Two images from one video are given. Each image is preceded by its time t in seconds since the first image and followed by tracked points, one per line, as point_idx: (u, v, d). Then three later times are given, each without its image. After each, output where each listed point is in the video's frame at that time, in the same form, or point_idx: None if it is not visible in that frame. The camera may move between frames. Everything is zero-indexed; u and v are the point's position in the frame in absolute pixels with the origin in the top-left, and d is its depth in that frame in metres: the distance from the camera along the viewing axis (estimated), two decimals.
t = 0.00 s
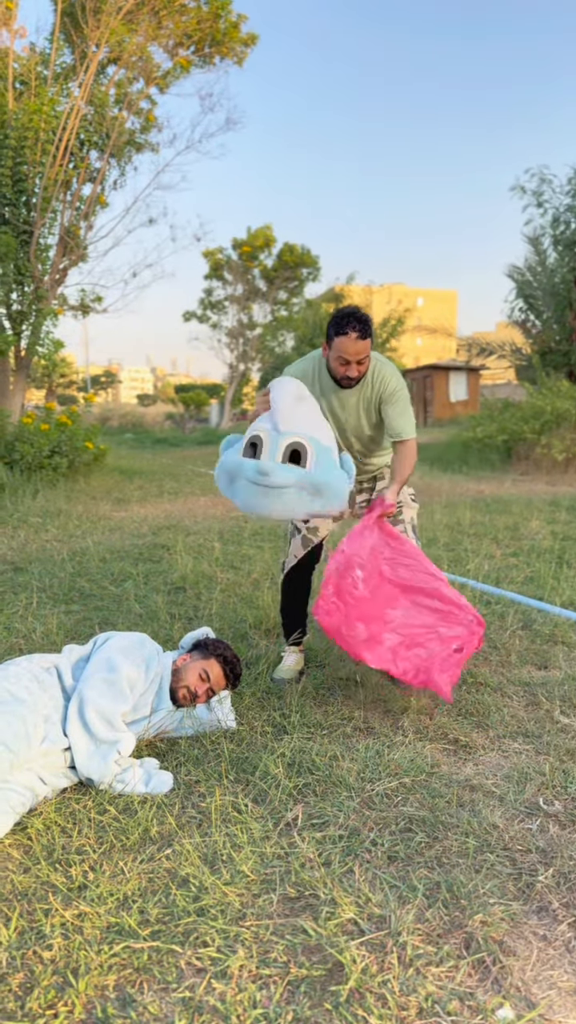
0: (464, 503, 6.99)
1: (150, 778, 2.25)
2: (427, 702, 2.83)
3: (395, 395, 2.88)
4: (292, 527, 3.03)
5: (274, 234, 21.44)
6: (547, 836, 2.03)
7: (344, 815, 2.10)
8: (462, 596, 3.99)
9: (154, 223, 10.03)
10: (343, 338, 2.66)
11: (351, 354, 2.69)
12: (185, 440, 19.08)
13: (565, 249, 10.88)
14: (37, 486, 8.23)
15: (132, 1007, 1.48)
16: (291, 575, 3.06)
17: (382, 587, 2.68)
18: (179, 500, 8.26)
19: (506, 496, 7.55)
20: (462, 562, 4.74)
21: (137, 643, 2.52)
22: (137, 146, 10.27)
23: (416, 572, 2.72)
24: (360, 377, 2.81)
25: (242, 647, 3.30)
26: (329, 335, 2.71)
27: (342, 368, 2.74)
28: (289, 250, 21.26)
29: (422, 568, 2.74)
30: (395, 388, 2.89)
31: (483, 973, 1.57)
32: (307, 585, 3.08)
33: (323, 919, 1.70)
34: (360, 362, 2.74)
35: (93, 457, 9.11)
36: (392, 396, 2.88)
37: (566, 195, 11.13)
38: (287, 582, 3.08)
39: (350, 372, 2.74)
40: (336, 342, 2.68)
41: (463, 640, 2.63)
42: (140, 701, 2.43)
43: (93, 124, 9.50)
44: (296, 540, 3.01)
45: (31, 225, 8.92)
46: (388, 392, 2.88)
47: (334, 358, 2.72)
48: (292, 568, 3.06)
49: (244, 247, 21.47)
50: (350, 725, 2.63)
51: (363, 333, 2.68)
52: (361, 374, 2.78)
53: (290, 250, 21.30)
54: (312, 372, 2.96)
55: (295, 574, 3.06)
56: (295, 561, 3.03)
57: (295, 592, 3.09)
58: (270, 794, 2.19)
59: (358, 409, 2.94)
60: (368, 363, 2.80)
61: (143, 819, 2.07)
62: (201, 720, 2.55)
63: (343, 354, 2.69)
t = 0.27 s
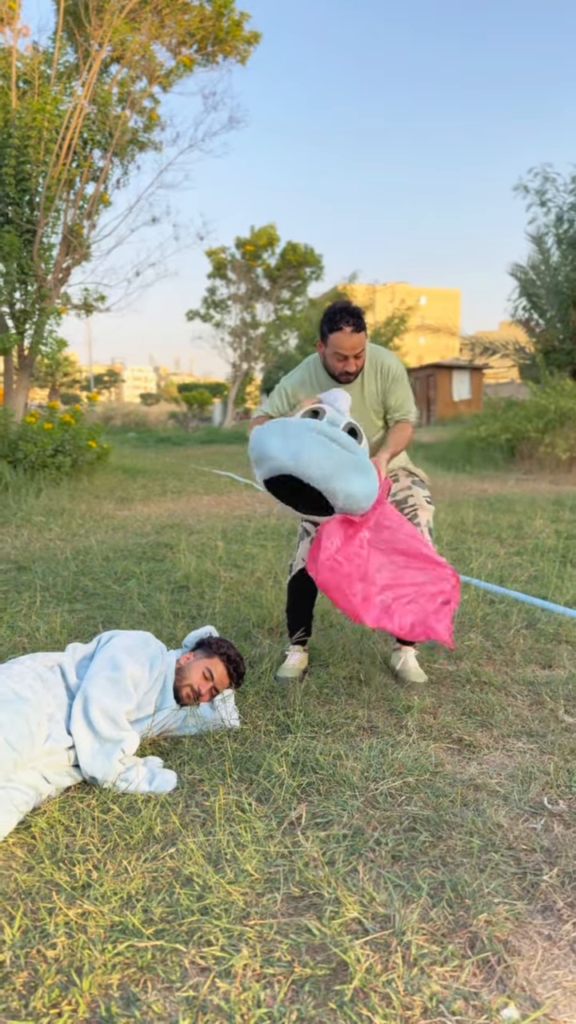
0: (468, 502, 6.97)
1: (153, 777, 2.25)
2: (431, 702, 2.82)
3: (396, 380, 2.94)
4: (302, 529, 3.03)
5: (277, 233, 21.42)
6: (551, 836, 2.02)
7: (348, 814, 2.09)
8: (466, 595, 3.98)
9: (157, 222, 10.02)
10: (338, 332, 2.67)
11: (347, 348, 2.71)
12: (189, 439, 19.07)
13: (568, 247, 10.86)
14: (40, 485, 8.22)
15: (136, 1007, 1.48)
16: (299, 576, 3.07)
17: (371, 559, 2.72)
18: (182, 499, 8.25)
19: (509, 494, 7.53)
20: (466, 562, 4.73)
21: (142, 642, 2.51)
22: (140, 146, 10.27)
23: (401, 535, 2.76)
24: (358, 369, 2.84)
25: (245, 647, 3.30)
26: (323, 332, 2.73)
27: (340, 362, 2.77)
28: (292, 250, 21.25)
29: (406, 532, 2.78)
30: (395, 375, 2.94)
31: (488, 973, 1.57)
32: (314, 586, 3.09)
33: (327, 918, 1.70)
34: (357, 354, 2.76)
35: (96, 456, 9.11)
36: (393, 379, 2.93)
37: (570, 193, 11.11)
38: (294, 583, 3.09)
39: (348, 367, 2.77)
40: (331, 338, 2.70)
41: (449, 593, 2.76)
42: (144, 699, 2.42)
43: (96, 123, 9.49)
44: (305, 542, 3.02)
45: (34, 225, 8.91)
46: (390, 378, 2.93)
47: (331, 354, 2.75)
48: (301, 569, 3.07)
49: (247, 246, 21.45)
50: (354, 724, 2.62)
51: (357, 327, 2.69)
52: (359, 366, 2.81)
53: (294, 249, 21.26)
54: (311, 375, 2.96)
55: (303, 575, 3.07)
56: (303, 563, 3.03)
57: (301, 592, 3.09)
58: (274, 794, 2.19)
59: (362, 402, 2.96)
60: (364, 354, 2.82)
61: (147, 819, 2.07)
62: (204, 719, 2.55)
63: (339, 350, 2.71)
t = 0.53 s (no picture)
0: (471, 502, 6.96)
1: (156, 777, 2.25)
2: (434, 702, 2.82)
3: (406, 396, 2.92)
4: (303, 530, 3.04)
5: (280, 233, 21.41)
6: (554, 836, 2.02)
7: (351, 815, 2.09)
8: (469, 595, 3.97)
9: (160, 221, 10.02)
10: (347, 362, 2.65)
11: (357, 373, 2.69)
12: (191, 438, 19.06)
13: (572, 247, 10.84)
14: (43, 485, 8.22)
15: (138, 1007, 1.47)
16: (301, 577, 3.08)
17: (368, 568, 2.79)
18: (184, 499, 8.24)
19: (512, 494, 7.52)
20: (469, 561, 4.72)
21: (144, 642, 2.51)
22: (142, 145, 10.27)
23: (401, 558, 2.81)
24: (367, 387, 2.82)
25: (248, 647, 3.29)
26: (332, 357, 2.70)
27: (350, 385, 2.76)
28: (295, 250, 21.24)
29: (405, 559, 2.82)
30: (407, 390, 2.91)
31: (491, 974, 1.56)
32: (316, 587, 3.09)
33: (329, 919, 1.69)
34: (367, 375, 2.74)
35: (99, 455, 9.11)
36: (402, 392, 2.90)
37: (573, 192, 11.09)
38: (297, 583, 3.09)
39: (359, 388, 2.76)
40: (340, 364, 2.68)
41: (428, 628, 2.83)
42: (146, 698, 2.42)
43: (99, 123, 9.49)
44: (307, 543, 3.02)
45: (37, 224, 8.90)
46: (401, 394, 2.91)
47: (341, 377, 2.73)
48: (303, 570, 3.07)
49: (250, 245, 21.44)
50: (356, 724, 2.62)
51: (365, 350, 2.67)
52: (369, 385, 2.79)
53: (297, 249, 21.24)
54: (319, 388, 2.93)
55: (305, 575, 3.07)
56: (305, 564, 3.04)
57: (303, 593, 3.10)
58: (276, 794, 2.19)
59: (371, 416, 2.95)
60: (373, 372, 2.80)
61: (149, 819, 2.07)
62: (206, 719, 2.54)
63: (350, 374, 2.69)
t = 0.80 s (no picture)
0: (472, 502, 6.96)
1: (157, 778, 2.25)
2: (435, 703, 2.81)
3: (415, 400, 2.93)
4: (304, 530, 3.04)
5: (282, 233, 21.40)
6: (556, 837, 2.01)
7: (352, 816, 2.08)
8: (471, 596, 3.97)
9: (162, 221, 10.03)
10: (369, 371, 2.64)
11: (377, 383, 2.68)
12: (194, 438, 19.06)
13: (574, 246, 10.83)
14: (45, 485, 8.22)
15: (139, 1009, 1.47)
16: (303, 577, 3.08)
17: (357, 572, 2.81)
18: (187, 499, 8.24)
19: (514, 494, 7.51)
20: (471, 561, 4.72)
21: (146, 641, 2.51)
22: (144, 145, 10.27)
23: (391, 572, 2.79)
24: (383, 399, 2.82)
25: (250, 647, 3.29)
26: (353, 365, 2.69)
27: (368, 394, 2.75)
28: (297, 249, 21.23)
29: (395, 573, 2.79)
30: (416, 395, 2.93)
31: (493, 976, 1.56)
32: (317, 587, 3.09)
33: (331, 920, 1.69)
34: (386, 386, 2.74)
35: (102, 455, 9.11)
36: (411, 396, 2.92)
37: None
38: (298, 583, 3.10)
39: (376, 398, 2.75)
40: (361, 373, 2.67)
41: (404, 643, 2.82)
42: (148, 700, 2.41)
43: (102, 123, 9.50)
44: (308, 542, 3.03)
45: (40, 225, 8.89)
46: (410, 398, 2.92)
47: (360, 386, 2.72)
48: (304, 570, 3.07)
49: (252, 245, 21.43)
50: (358, 724, 2.61)
51: (388, 363, 2.66)
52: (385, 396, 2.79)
53: (299, 249, 21.24)
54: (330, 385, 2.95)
55: (306, 575, 3.08)
56: (307, 564, 3.04)
57: (305, 593, 3.10)
58: (278, 794, 2.18)
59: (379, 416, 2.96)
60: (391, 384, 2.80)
61: (150, 819, 2.07)
62: (207, 719, 2.54)
63: (370, 384, 2.68)
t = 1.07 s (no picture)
0: (474, 502, 6.95)
1: (159, 778, 2.24)
2: (438, 704, 2.81)
3: (424, 400, 2.94)
4: (304, 529, 3.03)
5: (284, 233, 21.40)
6: (559, 839, 2.01)
7: (354, 817, 2.08)
8: (473, 596, 3.96)
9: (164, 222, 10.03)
10: (376, 365, 2.64)
11: (383, 378, 2.67)
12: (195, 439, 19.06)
13: None
14: (46, 485, 8.22)
15: (140, 1012, 1.46)
16: (304, 577, 3.07)
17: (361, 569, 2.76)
18: (188, 500, 8.23)
19: (516, 495, 7.50)
20: (473, 562, 4.71)
21: (147, 642, 2.51)
22: (146, 146, 10.27)
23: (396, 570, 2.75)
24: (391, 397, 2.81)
25: (252, 647, 3.29)
26: (362, 359, 2.69)
27: (375, 389, 2.74)
28: (299, 250, 21.21)
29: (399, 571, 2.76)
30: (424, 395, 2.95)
31: (496, 979, 1.55)
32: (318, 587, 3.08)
33: (333, 922, 1.68)
34: (393, 383, 2.73)
35: (103, 456, 9.11)
36: (418, 394, 2.94)
37: None
38: (299, 584, 3.09)
39: (382, 394, 2.75)
40: (368, 366, 2.67)
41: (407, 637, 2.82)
42: (150, 701, 2.40)
43: (104, 123, 9.50)
44: (308, 543, 3.02)
45: (41, 225, 8.89)
46: (418, 397, 2.94)
47: (367, 381, 2.71)
48: (305, 570, 3.06)
49: (254, 246, 21.43)
50: (361, 725, 2.61)
51: (396, 359, 2.66)
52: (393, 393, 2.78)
53: (301, 250, 21.23)
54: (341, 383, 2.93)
55: (306, 575, 3.07)
56: (307, 564, 3.03)
57: (306, 593, 3.09)
58: (280, 796, 2.18)
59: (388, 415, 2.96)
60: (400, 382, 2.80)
61: (152, 820, 2.06)
62: (208, 720, 2.54)
63: (376, 378, 2.67)
